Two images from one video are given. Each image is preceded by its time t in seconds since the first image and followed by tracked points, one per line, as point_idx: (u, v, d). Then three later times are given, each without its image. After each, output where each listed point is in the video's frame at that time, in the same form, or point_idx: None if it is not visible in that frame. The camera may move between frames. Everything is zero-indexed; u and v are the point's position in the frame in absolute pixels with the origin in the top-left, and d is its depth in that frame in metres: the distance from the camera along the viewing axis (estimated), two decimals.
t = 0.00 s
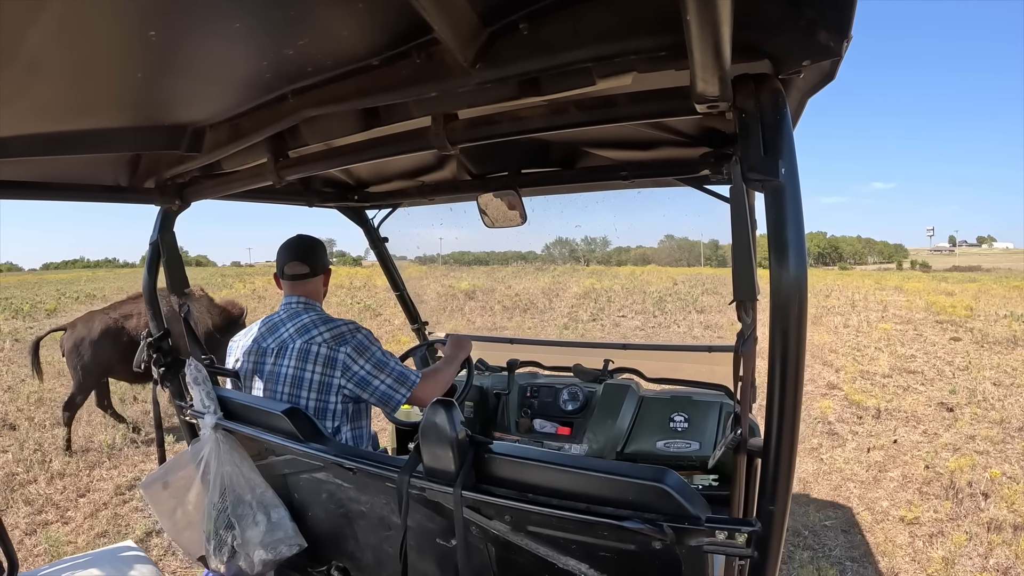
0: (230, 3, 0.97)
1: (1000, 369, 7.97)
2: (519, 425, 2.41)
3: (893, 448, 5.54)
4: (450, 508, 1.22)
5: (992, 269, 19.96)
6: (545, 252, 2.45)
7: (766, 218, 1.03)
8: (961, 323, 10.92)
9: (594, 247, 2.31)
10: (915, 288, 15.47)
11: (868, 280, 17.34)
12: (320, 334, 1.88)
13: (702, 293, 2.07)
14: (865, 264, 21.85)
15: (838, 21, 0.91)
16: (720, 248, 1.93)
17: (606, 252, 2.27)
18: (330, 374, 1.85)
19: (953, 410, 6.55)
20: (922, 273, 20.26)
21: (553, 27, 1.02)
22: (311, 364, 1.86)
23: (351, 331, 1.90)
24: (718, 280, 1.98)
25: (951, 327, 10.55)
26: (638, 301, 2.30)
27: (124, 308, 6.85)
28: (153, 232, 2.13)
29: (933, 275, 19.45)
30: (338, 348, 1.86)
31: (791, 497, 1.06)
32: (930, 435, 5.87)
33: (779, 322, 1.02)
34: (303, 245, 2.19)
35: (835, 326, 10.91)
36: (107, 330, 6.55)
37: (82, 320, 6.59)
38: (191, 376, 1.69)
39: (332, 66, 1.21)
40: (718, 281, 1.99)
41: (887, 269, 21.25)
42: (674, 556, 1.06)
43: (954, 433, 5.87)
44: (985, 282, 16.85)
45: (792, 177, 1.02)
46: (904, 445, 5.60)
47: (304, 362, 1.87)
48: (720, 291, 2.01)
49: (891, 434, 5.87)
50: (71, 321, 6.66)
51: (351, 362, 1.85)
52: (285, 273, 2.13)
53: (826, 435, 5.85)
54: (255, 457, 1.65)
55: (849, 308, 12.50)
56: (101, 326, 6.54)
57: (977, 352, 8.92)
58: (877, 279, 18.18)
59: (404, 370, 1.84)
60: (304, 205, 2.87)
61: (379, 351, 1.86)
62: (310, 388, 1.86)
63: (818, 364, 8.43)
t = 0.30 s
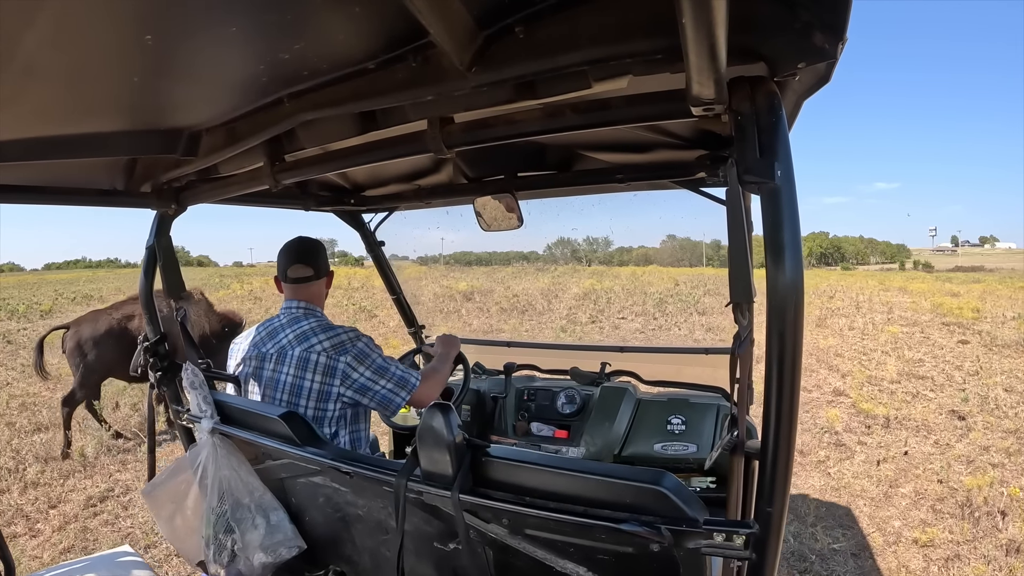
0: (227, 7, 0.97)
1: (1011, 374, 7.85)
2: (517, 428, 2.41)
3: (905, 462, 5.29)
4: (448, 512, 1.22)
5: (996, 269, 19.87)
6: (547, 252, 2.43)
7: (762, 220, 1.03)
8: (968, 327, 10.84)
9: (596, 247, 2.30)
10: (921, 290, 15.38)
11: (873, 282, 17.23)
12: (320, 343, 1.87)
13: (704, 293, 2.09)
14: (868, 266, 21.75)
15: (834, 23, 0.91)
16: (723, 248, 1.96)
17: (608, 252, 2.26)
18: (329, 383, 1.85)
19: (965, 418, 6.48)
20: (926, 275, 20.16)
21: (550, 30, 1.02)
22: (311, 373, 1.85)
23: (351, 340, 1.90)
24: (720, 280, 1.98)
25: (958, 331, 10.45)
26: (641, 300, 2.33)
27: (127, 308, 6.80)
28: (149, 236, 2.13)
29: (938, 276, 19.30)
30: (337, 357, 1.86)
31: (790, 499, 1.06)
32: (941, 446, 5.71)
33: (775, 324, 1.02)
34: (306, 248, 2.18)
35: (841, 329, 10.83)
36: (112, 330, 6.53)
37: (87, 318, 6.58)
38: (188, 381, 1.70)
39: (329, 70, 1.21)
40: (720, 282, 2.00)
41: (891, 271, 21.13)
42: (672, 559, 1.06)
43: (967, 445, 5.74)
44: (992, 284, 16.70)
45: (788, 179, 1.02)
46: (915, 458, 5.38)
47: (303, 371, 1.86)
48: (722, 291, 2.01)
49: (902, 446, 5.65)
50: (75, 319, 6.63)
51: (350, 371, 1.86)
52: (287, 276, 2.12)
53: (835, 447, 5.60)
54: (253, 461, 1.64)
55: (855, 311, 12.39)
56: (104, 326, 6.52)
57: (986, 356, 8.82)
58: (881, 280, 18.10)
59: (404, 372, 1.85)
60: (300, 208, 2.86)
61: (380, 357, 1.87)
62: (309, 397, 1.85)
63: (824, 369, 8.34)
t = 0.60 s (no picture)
0: (223, 4, 0.97)
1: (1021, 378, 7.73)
2: (513, 426, 2.41)
3: (916, 474, 5.05)
4: (445, 509, 1.22)
5: (999, 267, 19.75)
6: (549, 252, 2.44)
7: (758, 219, 1.03)
8: (975, 328, 10.74)
9: (599, 247, 2.29)
10: (925, 289, 15.27)
11: (877, 282, 17.10)
12: (318, 340, 1.87)
13: (706, 294, 2.10)
14: (870, 265, 21.63)
15: (831, 21, 0.91)
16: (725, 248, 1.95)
17: (611, 252, 2.25)
18: (327, 380, 1.85)
19: (976, 425, 6.19)
20: (929, 274, 20.04)
21: (546, 27, 1.02)
22: (308, 370, 1.85)
23: (348, 337, 1.89)
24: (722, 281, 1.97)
25: (965, 333, 10.35)
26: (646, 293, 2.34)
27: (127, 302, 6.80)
28: (144, 234, 2.12)
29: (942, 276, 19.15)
30: (335, 355, 1.86)
31: (786, 496, 1.06)
32: (952, 456, 5.44)
33: (771, 322, 1.02)
34: (303, 246, 2.18)
35: (846, 330, 10.73)
36: (113, 324, 6.54)
37: (87, 313, 6.56)
38: (185, 378, 1.68)
39: (325, 67, 1.21)
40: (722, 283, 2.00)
41: (894, 270, 20.99)
42: (668, 556, 1.06)
43: (980, 455, 5.44)
44: (998, 285, 16.53)
45: (784, 177, 1.02)
46: (927, 468, 5.16)
47: (301, 368, 1.86)
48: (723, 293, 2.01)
49: (912, 457, 5.40)
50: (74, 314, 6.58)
51: (348, 369, 1.86)
52: (287, 273, 2.12)
53: (843, 459, 5.32)
54: (249, 459, 1.65)
55: (859, 311, 12.28)
56: (106, 321, 6.52)
57: (995, 358, 8.70)
58: (884, 280, 18.01)
59: (399, 372, 1.86)
60: (295, 205, 2.85)
61: (378, 356, 1.87)
62: (307, 394, 1.85)
63: (829, 372, 8.20)
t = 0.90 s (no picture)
0: (219, 3, 0.96)
1: None
2: (510, 426, 2.42)
3: (931, 491, 4.92)
4: (442, 509, 1.22)
5: (1006, 268, 19.62)
6: (555, 253, 2.41)
7: (755, 220, 1.03)
8: (987, 331, 10.62)
9: (603, 247, 2.28)
10: (933, 291, 15.17)
11: (884, 283, 16.96)
12: (315, 341, 1.87)
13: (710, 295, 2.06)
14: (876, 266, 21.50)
15: (827, 22, 0.92)
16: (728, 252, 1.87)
17: (615, 253, 2.24)
18: (325, 380, 1.86)
19: (992, 436, 6.13)
20: (936, 276, 19.91)
21: (543, 27, 1.02)
22: (306, 371, 1.85)
23: (345, 337, 1.89)
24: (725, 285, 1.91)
25: (977, 336, 10.22)
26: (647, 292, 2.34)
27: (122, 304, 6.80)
28: (142, 234, 2.12)
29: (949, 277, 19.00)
30: (332, 355, 1.86)
31: (782, 496, 1.06)
32: (971, 471, 5.38)
33: (768, 322, 1.02)
34: (298, 243, 2.18)
35: (854, 333, 10.64)
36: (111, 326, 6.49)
37: (85, 315, 6.57)
38: (182, 378, 1.68)
39: (322, 66, 1.21)
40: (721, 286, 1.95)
41: (900, 272, 20.83)
42: (665, 555, 1.06)
43: (999, 469, 5.38)
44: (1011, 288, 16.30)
45: (781, 177, 1.02)
46: (942, 484, 5.05)
47: (298, 368, 1.86)
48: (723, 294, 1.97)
49: (927, 471, 5.31)
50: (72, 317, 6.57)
51: (346, 369, 1.86)
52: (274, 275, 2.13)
53: (854, 475, 5.19)
54: (246, 460, 1.64)
55: (866, 313, 12.18)
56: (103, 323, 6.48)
57: (1009, 363, 8.57)
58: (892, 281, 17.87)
59: (394, 373, 1.87)
60: (293, 205, 2.85)
61: (374, 357, 1.88)
62: (304, 394, 1.85)
63: (837, 379, 8.07)
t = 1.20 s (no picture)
0: (220, 4, 0.97)
1: None
2: (510, 426, 2.42)
3: (953, 511, 4.40)
4: (442, 510, 1.22)
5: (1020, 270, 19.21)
6: (562, 253, 2.42)
7: (756, 222, 1.03)
8: (1004, 336, 10.33)
9: (611, 247, 2.26)
10: (949, 294, 14.81)
11: (896, 286, 16.63)
12: (319, 340, 1.87)
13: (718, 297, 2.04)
14: (886, 269, 21.21)
15: (829, 24, 0.92)
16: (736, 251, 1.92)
17: (624, 252, 2.23)
18: (328, 380, 1.86)
19: (1012, 447, 5.70)
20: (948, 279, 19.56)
21: (545, 29, 1.02)
22: (310, 370, 1.85)
23: (348, 336, 1.90)
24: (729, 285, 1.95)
25: (995, 341, 9.94)
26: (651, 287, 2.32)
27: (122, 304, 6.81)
28: (143, 233, 2.12)
29: (962, 280, 18.64)
30: (336, 354, 1.86)
31: (783, 498, 1.06)
32: (992, 487, 4.86)
33: (769, 324, 1.02)
34: (300, 241, 2.18)
35: (866, 337, 10.43)
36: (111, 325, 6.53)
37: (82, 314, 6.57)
38: (182, 378, 1.68)
39: (324, 67, 1.21)
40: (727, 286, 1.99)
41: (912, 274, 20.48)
42: (665, 557, 1.06)
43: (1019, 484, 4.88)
44: None
45: (782, 179, 1.02)
46: (962, 501, 4.57)
47: (302, 368, 1.85)
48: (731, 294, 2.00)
49: (948, 486, 4.85)
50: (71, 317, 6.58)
51: (349, 368, 1.87)
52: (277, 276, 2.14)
53: (870, 493, 4.72)
54: (246, 459, 1.64)
55: (878, 317, 11.93)
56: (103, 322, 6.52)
57: None
58: (903, 283, 17.56)
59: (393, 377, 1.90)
60: (294, 205, 2.85)
61: (377, 358, 1.90)
62: (307, 394, 1.85)
63: (850, 385, 7.75)
